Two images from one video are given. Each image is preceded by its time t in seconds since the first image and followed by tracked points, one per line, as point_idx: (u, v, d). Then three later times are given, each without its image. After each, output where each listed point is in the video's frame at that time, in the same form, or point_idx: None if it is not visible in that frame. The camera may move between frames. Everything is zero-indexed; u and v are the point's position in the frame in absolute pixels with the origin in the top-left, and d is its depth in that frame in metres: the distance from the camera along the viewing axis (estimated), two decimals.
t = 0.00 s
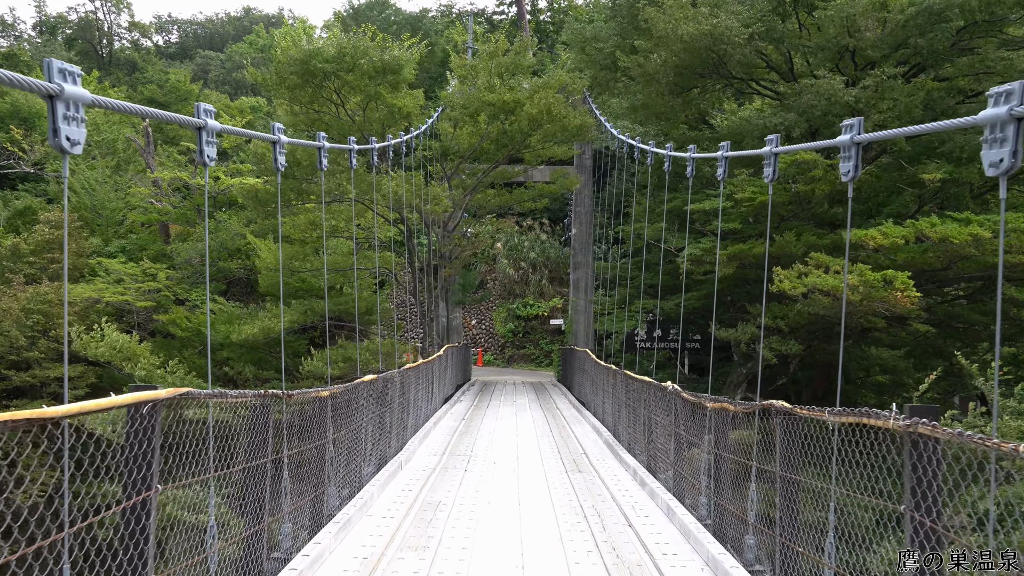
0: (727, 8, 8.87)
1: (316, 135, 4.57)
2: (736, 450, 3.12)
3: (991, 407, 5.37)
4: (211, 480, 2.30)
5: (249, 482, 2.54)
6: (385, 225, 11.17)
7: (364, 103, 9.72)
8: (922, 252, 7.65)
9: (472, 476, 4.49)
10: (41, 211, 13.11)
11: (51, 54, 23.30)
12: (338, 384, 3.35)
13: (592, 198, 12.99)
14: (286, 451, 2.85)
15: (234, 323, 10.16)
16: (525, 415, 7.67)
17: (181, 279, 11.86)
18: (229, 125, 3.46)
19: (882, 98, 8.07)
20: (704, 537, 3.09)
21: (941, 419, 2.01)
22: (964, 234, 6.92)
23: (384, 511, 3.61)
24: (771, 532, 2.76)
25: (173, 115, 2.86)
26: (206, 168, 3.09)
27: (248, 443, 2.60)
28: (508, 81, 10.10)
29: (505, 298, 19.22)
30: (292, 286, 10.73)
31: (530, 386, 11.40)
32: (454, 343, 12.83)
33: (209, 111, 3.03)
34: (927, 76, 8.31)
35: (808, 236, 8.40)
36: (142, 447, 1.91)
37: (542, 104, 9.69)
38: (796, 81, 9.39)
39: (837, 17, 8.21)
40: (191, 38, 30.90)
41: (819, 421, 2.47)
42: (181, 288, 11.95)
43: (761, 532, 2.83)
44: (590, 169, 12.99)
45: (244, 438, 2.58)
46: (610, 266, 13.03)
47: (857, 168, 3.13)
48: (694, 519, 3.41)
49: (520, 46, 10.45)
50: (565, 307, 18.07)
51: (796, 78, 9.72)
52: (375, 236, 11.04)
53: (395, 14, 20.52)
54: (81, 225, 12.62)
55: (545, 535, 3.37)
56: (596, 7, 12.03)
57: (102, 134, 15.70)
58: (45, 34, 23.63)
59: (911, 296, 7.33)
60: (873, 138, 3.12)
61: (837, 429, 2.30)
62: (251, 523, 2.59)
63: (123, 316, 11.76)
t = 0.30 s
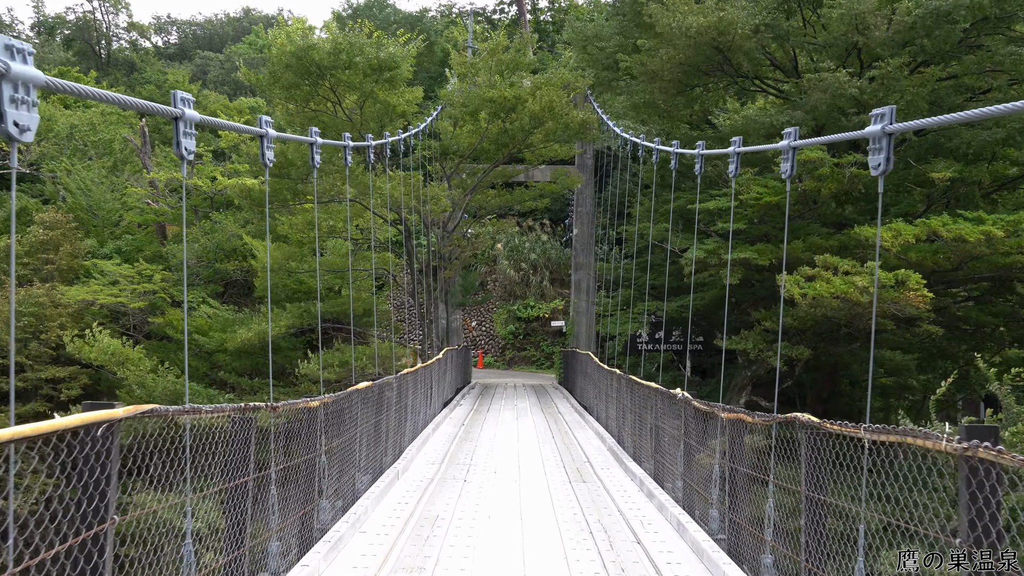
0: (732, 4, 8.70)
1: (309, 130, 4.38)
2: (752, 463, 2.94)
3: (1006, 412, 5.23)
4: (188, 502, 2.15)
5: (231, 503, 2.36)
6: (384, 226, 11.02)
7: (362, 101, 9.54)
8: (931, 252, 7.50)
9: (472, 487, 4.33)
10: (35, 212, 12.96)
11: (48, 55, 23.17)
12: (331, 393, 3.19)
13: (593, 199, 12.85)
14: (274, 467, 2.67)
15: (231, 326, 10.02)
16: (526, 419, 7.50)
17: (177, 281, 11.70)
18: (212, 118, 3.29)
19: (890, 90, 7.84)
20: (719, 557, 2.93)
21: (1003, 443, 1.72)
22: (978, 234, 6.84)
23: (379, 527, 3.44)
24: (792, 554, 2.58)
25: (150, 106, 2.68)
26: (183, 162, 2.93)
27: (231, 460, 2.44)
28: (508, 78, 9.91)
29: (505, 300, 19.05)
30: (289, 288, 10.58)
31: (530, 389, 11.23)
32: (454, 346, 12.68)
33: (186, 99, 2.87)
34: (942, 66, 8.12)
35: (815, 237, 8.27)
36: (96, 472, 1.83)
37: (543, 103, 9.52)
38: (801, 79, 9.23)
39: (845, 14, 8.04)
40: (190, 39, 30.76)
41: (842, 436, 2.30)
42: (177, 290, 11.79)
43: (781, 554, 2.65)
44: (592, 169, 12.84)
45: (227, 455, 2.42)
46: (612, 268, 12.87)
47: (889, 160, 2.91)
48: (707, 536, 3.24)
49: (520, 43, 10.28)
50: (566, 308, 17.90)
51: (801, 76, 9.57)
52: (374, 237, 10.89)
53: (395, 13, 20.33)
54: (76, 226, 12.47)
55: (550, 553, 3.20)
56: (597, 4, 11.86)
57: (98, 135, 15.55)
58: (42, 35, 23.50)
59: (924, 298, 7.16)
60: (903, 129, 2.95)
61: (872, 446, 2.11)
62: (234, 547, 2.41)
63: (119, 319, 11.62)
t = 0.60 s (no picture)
0: None
1: (295, 120, 4.23)
2: (763, 471, 2.77)
3: (1019, 414, 5.10)
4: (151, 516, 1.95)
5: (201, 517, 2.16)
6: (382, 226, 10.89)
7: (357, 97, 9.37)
8: (939, 251, 7.37)
9: (467, 494, 4.16)
10: (28, 211, 12.83)
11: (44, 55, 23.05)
12: (317, 396, 3.02)
13: (593, 198, 12.72)
14: (250, 477, 2.47)
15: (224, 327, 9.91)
16: (524, 421, 7.32)
17: (171, 281, 11.55)
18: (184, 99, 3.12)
19: (897, 85, 7.69)
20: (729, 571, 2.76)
21: None
22: (986, 231, 6.70)
23: (366, 539, 3.27)
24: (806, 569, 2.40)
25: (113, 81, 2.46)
26: (150, 145, 2.62)
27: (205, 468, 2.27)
28: (507, 74, 9.74)
29: (504, 300, 18.89)
30: (285, 288, 10.46)
31: (530, 390, 11.08)
32: (452, 347, 12.54)
33: (151, 76, 2.59)
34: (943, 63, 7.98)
35: (819, 236, 8.15)
36: (27, 489, 1.49)
37: (543, 100, 9.34)
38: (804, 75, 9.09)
39: (850, 8, 7.89)
40: (188, 39, 30.63)
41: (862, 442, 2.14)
42: (170, 290, 11.63)
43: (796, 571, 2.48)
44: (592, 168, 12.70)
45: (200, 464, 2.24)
46: (613, 267, 12.73)
47: (917, 142, 2.66)
48: (714, 547, 3.07)
49: (519, 40, 10.11)
50: (566, 309, 17.75)
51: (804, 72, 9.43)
52: (371, 237, 10.75)
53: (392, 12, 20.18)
54: (69, 226, 12.34)
55: (549, 566, 3.04)
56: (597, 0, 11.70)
57: (93, 134, 15.41)
58: (38, 34, 23.40)
59: (928, 299, 6.98)
60: (933, 106, 2.60)
61: (901, 456, 1.91)
62: (204, 564, 2.21)
63: (112, 319, 11.48)
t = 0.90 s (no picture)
0: None
1: (281, 112, 4.08)
2: (778, 485, 2.60)
3: None
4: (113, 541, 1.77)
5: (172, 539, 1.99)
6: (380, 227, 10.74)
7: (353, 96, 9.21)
8: (947, 252, 7.22)
9: (463, 505, 3.99)
10: (22, 213, 12.70)
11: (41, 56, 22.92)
12: (302, 403, 2.84)
13: (594, 199, 12.55)
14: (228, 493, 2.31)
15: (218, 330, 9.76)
16: (524, 426, 7.15)
17: (165, 283, 11.38)
18: (152, 84, 2.94)
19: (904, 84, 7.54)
20: None
21: None
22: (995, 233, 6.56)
23: (356, 555, 3.11)
24: None
25: (59, 61, 2.16)
26: (111, 135, 2.21)
27: (174, 486, 2.10)
28: (506, 73, 9.57)
29: (504, 302, 18.75)
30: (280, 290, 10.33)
31: (530, 393, 10.92)
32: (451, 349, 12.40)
33: (111, 57, 2.23)
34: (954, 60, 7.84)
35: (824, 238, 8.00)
36: None
37: (542, 99, 9.17)
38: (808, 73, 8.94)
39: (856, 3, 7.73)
40: (186, 40, 30.52)
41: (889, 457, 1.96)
42: (165, 292, 11.48)
43: None
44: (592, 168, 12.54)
45: (167, 481, 2.07)
46: (614, 269, 12.57)
47: (953, 127, 2.41)
48: (724, 565, 2.91)
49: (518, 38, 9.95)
50: (566, 311, 17.59)
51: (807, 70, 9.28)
52: (368, 238, 10.59)
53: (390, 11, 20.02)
54: (63, 227, 12.20)
55: None
56: None
57: (88, 134, 15.27)
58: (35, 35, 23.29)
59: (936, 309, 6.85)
60: (971, 89, 2.36)
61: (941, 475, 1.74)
62: None
63: (107, 322, 11.31)
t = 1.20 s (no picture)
0: None
1: (269, 102, 3.98)
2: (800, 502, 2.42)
3: None
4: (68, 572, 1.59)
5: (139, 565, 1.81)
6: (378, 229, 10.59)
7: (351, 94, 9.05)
8: (957, 255, 7.06)
9: (460, 517, 3.82)
10: (17, 216, 12.54)
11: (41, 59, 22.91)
12: (290, 412, 2.67)
13: (595, 201, 12.39)
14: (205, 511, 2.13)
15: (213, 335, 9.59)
16: (527, 432, 6.97)
17: (161, 286, 11.19)
18: (118, 60, 2.80)
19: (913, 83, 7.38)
20: None
21: None
22: (1007, 237, 6.40)
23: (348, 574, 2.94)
24: None
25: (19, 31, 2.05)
26: (68, 114, 2.13)
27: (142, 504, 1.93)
28: (506, 71, 9.38)
29: (504, 306, 18.58)
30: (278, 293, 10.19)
31: (531, 399, 10.74)
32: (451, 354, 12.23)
33: (70, 28, 2.13)
34: (964, 56, 7.76)
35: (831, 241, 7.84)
36: None
37: (542, 98, 9.00)
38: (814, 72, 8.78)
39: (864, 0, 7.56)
40: (186, 43, 30.46)
41: (930, 475, 1.78)
42: (161, 296, 11.32)
43: None
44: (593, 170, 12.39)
45: (134, 499, 1.90)
46: (616, 272, 12.40)
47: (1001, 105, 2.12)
48: None
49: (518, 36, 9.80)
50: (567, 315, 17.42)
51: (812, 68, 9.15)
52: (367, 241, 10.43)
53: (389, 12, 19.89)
54: (58, 230, 12.03)
55: None
56: None
57: (84, 137, 15.14)
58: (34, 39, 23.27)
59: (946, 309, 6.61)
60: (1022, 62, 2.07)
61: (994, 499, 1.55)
62: None
63: (101, 325, 11.12)
